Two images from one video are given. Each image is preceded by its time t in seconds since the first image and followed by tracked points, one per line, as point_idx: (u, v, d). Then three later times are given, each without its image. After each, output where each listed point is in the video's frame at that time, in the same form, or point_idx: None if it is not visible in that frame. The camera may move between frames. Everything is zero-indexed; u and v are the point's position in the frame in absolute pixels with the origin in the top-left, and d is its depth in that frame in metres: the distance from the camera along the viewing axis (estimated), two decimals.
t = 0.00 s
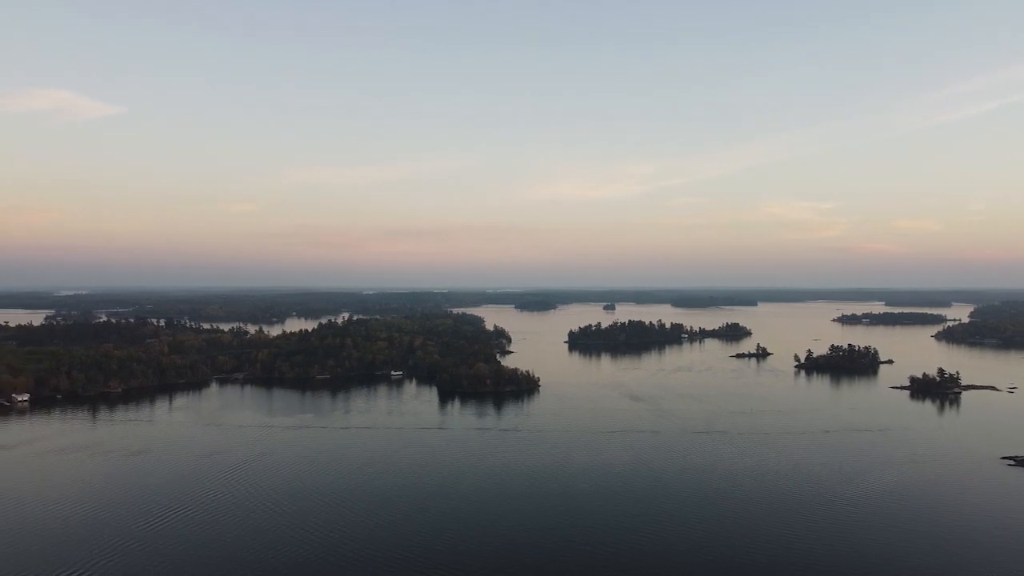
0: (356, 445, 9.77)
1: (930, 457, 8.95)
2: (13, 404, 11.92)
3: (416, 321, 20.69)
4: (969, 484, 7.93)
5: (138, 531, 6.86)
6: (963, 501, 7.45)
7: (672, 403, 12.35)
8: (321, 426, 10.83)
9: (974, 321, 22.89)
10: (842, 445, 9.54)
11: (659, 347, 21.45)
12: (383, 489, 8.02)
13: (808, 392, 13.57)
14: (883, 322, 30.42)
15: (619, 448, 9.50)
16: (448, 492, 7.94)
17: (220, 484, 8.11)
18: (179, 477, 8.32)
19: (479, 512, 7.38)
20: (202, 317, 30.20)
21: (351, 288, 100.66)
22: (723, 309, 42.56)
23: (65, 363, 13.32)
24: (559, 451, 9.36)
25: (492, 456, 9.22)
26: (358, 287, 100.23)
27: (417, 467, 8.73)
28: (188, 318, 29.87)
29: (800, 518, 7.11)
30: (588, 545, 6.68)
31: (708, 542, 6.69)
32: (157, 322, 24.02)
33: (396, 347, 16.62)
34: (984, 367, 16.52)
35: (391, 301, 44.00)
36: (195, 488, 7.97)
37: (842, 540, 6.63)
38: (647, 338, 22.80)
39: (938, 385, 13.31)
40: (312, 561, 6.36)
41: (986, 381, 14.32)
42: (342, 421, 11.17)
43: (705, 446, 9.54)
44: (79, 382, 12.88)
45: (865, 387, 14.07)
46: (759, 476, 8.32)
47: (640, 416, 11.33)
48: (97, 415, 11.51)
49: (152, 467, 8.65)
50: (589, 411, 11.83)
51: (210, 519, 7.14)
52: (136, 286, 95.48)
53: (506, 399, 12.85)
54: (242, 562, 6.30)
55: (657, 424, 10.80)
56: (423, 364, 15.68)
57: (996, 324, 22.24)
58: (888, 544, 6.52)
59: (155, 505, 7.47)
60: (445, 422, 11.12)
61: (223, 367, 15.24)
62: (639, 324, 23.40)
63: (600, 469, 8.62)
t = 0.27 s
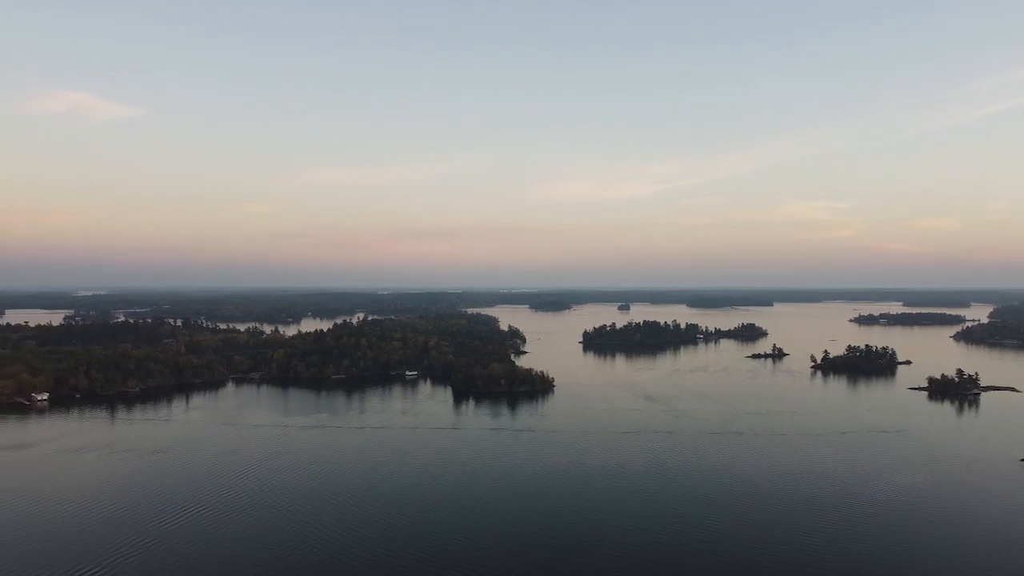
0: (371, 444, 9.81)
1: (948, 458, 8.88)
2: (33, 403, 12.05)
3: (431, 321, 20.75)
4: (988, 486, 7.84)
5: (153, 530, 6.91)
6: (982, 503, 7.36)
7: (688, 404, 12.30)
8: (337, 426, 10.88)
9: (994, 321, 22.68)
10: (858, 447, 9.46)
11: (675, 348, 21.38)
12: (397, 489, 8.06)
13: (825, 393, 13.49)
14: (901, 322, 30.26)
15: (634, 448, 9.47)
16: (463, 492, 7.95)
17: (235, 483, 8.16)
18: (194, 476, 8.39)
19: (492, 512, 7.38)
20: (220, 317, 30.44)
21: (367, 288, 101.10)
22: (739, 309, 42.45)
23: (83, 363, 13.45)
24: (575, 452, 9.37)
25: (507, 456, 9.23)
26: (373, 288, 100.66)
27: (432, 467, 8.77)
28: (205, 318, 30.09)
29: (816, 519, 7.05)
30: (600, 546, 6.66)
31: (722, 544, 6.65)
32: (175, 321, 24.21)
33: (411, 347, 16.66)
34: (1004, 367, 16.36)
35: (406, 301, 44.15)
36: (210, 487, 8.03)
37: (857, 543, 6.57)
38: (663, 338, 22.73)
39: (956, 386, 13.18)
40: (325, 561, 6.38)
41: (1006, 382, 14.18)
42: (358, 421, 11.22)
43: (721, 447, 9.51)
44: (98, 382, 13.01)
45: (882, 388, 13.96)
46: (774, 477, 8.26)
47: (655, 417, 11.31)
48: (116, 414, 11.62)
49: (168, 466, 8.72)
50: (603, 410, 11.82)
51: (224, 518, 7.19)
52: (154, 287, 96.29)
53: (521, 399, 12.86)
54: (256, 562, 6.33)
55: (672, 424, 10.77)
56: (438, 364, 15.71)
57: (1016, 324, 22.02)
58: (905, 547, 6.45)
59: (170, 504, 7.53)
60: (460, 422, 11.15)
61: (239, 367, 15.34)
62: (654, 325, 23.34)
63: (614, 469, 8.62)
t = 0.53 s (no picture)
0: (385, 444, 9.84)
1: (966, 460, 8.78)
2: (51, 402, 12.16)
3: (445, 321, 20.77)
4: (1006, 488, 7.76)
5: (168, 529, 6.96)
6: (999, 506, 7.28)
7: (703, 405, 12.24)
8: (351, 425, 10.91)
9: (1014, 322, 22.44)
10: (876, 448, 9.38)
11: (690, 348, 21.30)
12: (410, 488, 8.07)
13: (841, 394, 13.38)
14: (920, 322, 30.05)
15: (648, 449, 9.44)
16: (476, 492, 7.96)
17: (250, 483, 8.20)
18: (210, 475, 8.44)
19: (505, 512, 7.37)
20: (236, 317, 30.62)
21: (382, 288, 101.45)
22: (755, 309, 42.27)
23: (101, 363, 13.56)
24: (589, 452, 9.35)
25: (520, 456, 9.23)
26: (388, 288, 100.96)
27: (445, 467, 8.78)
28: (221, 318, 30.29)
29: (831, 522, 7.00)
30: (613, 548, 6.63)
31: (736, 545, 6.61)
32: (192, 321, 24.37)
33: (425, 347, 16.69)
34: None
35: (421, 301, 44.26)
36: (225, 486, 8.08)
37: (874, 545, 6.50)
38: (678, 338, 22.65)
39: (975, 387, 13.04)
40: (338, 561, 6.40)
41: None
42: (372, 421, 11.25)
43: (736, 448, 9.47)
44: (115, 381, 13.12)
45: (900, 389, 13.83)
46: (790, 479, 8.21)
47: (670, 417, 11.27)
48: (133, 413, 11.71)
49: (184, 465, 8.78)
50: (618, 411, 11.79)
51: (239, 517, 7.22)
52: (171, 287, 97.06)
53: (535, 399, 12.85)
54: (269, 561, 6.35)
55: (687, 425, 10.72)
56: (452, 364, 15.73)
57: None
58: (922, 550, 6.38)
59: (185, 503, 7.58)
60: (475, 422, 11.15)
61: (255, 366, 15.42)
62: (669, 325, 23.26)
63: (627, 470, 8.60)
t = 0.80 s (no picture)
0: (400, 443, 9.87)
1: (985, 462, 8.70)
2: (71, 401, 12.30)
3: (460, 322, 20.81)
4: None
5: (184, 527, 7.02)
6: (1018, 508, 7.21)
7: (719, 405, 12.19)
8: (367, 425, 10.97)
9: None
10: (894, 449, 9.30)
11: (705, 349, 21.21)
12: (425, 488, 8.10)
13: (858, 395, 13.28)
14: (938, 322, 29.81)
15: (663, 450, 9.41)
16: (490, 492, 7.97)
17: (265, 482, 8.25)
18: (226, 474, 8.50)
19: (519, 512, 7.37)
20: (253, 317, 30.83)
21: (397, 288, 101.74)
22: (771, 309, 42.05)
23: (120, 363, 13.70)
24: (603, 452, 9.34)
25: (535, 456, 9.23)
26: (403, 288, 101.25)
27: (460, 467, 8.79)
28: (238, 318, 30.49)
29: (848, 523, 6.95)
30: (626, 548, 6.62)
31: (750, 546, 6.58)
32: (209, 321, 24.54)
33: (440, 347, 16.73)
34: None
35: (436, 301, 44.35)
36: (240, 485, 8.14)
37: (890, 547, 6.45)
38: (694, 339, 22.57)
39: (995, 389, 12.90)
40: (352, 560, 6.42)
41: None
42: (388, 421, 11.29)
43: (751, 449, 9.43)
44: (133, 381, 13.25)
45: (918, 390, 13.71)
46: (805, 480, 8.16)
47: (685, 418, 11.23)
48: (151, 412, 11.82)
49: (201, 464, 8.85)
50: (633, 412, 11.77)
51: (254, 516, 7.27)
52: (188, 287, 97.78)
53: (550, 399, 12.85)
54: (283, 560, 6.39)
55: (702, 426, 10.69)
56: (467, 364, 15.76)
57: None
58: (938, 552, 6.33)
59: (201, 501, 7.64)
60: (489, 422, 11.17)
61: (271, 366, 15.52)
62: (685, 325, 23.18)
63: (642, 470, 8.58)
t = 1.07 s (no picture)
0: (415, 443, 9.90)
1: (1004, 463, 8.61)
2: (89, 401, 12.41)
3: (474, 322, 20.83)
4: None
5: (199, 525, 7.07)
6: None
7: (735, 406, 12.14)
8: (382, 425, 11.00)
9: None
10: (912, 451, 9.22)
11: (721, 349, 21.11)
12: (438, 488, 8.11)
13: (876, 395, 13.18)
14: (957, 322, 29.56)
15: (677, 450, 9.38)
16: (504, 492, 7.97)
17: (280, 481, 8.29)
18: (241, 473, 8.55)
19: (533, 513, 7.37)
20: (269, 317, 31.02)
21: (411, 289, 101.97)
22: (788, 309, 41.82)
23: (137, 362, 13.81)
24: (618, 453, 9.32)
25: (549, 456, 9.22)
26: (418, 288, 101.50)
27: (474, 467, 8.80)
28: (254, 318, 30.67)
29: (865, 524, 6.89)
30: (641, 549, 6.60)
31: (765, 548, 6.53)
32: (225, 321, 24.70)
33: (454, 347, 16.75)
34: None
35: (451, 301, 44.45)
36: (255, 484, 8.18)
37: (908, 549, 6.39)
38: (709, 339, 22.47)
39: (1014, 389, 12.77)
40: (365, 560, 6.43)
41: None
42: (403, 420, 11.32)
43: (766, 449, 9.38)
44: (151, 380, 13.36)
45: (936, 391, 13.59)
46: (822, 481, 8.10)
47: (700, 419, 11.19)
48: (168, 412, 11.91)
49: (217, 463, 8.91)
50: (648, 412, 11.73)
51: (269, 515, 7.32)
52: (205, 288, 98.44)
53: (565, 399, 12.85)
54: (298, 559, 6.41)
55: (718, 426, 10.64)
56: (481, 364, 15.78)
57: None
58: (955, 554, 6.27)
59: (217, 500, 7.69)
60: (504, 422, 11.17)
61: (286, 366, 15.59)
62: (700, 325, 23.08)
63: (656, 471, 8.55)
